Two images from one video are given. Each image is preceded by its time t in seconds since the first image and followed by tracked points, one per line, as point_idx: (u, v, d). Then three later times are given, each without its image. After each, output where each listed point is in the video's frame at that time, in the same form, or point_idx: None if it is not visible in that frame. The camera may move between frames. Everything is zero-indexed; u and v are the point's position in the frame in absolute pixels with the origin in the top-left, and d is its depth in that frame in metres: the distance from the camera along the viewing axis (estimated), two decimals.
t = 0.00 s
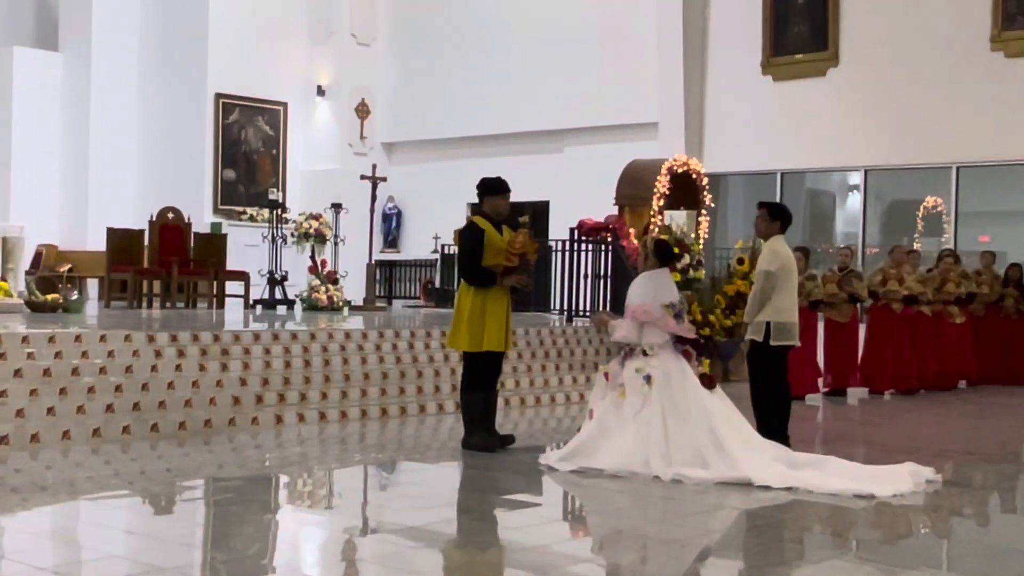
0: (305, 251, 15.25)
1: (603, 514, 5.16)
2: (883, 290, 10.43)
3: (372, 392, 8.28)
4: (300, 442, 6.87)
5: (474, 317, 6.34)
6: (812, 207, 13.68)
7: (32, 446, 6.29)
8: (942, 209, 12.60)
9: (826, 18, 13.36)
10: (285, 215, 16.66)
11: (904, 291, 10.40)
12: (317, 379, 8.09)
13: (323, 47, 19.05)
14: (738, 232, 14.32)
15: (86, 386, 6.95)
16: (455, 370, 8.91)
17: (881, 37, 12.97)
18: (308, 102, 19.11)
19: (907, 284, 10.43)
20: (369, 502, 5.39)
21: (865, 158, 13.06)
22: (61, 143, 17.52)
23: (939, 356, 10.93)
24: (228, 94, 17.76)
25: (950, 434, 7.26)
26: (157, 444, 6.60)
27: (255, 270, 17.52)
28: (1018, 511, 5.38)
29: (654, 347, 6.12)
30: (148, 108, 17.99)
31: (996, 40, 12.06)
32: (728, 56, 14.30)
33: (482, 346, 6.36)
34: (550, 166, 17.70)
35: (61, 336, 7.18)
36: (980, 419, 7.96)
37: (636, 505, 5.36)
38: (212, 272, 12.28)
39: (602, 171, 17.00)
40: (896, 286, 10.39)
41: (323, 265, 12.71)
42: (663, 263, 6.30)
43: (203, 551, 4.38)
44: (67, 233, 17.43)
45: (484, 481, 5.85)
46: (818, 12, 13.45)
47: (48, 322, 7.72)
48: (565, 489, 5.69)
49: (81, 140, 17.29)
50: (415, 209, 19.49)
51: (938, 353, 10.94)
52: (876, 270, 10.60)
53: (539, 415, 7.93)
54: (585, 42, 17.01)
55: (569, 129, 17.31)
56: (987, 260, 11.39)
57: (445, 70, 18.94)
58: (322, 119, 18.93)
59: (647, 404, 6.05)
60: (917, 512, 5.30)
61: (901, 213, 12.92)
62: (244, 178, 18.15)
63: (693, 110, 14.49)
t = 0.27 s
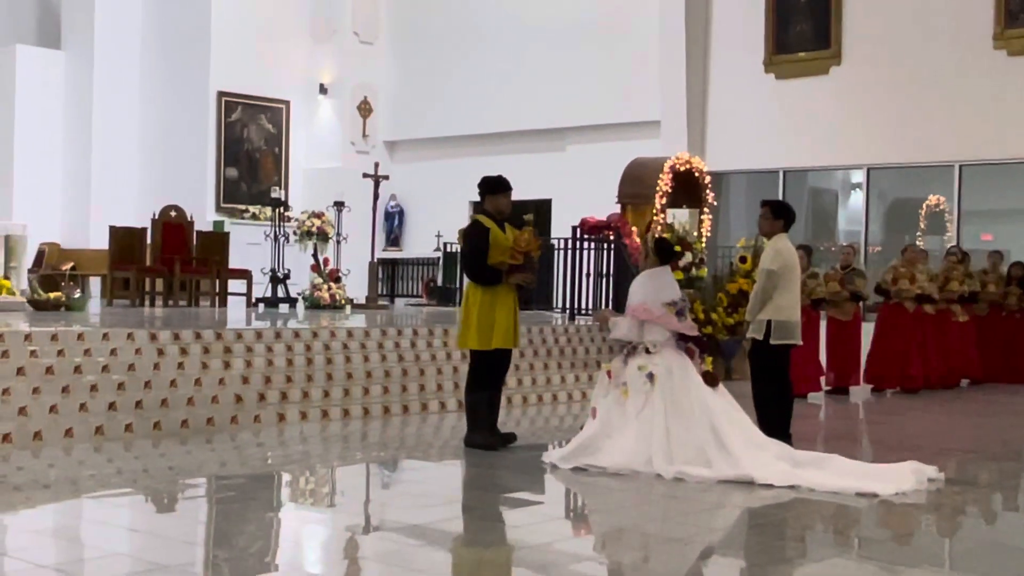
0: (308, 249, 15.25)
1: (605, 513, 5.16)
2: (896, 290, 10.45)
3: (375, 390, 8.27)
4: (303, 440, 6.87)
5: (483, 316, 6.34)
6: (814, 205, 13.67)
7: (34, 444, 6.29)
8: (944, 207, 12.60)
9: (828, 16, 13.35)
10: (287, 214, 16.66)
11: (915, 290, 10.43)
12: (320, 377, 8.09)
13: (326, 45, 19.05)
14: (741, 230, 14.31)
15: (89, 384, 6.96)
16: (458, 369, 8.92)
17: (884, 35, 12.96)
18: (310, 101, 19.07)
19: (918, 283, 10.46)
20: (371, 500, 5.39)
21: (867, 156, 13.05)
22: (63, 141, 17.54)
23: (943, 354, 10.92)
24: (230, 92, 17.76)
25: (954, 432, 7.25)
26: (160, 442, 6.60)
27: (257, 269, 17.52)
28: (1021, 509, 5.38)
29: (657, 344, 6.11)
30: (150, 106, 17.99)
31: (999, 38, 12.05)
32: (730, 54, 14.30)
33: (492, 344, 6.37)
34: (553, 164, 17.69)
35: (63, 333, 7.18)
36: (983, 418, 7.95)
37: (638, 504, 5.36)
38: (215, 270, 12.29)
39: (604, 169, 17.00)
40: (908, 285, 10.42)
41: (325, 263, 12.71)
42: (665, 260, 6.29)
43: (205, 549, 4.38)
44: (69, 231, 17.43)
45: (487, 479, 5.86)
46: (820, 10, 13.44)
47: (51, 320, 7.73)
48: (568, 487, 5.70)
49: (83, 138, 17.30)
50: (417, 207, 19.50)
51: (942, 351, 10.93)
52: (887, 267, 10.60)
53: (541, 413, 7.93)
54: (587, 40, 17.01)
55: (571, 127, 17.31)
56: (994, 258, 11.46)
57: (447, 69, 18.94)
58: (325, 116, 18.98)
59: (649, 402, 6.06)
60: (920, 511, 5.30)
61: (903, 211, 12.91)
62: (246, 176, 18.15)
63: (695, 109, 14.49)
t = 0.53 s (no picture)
0: (311, 245, 15.25)
1: (609, 509, 5.17)
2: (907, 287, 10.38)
3: (378, 386, 8.29)
4: (306, 437, 6.88)
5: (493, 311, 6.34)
6: (818, 201, 13.66)
7: (38, 440, 6.31)
8: (948, 203, 12.57)
9: (832, 12, 13.33)
10: (291, 210, 16.67)
11: (927, 287, 10.33)
12: (324, 373, 8.10)
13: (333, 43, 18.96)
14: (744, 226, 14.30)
15: (93, 380, 6.99)
16: (462, 365, 8.92)
17: (888, 31, 12.95)
18: (314, 96, 18.97)
19: (931, 279, 10.34)
20: (375, 496, 5.40)
21: (871, 152, 13.04)
22: (67, 137, 17.55)
23: (949, 351, 10.90)
24: (234, 88, 17.79)
25: (957, 428, 7.25)
26: (164, 438, 6.62)
27: (261, 265, 17.53)
28: None
29: (660, 339, 6.15)
30: (153, 102, 18.00)
31: (1003, 34, 12.03)
32: (734, 50, 14.28)
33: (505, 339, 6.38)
34: (556, 161, 17.70)
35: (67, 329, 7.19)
36: (987, 414, 7.95)
37: (642, 500, 5.37)
38: (218, 266, 12.30)
39: (608, 165, 17.01)
40: (920, 283, 10.32)
41: (329, 259, 12.71)
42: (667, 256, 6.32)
43: (209, 545, 4.38)
44: (73, 227, 17.45)
45: (490, 475, 5.86)
46: (824, 6, 13.42)
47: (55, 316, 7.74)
48: (572, 483, 5.71)
49: (87, 134, 17.31)
50: (420, 204, 19.52)
51: (948, 348, 10.91)
52: (900, 263, 10.50)
53: (544, 409, 7.93)
54: (590, 36, 17.01)
55: (574, 123, 17.32)
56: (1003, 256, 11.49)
57: (450, 65, 18.95)
58: (328, 113, 18.92)
59: (652, 397, 6.07)
60: (923, 508, 5.30)
61: (908, 206, 12.90)
62: (250, 172, 18.17)
63: (699, 105, 14.48)
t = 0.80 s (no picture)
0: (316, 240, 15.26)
1: (614, 504, 5.17)
2: (915, 282, 10.30)
3: (383, 380, 8.29)
4: (311, 431, 6.88)
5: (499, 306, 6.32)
6: (822, 196, 13.64)
7: (44, 434, 6.32)
8: (953, 197, 12.57)
9: (837, 6, 13.31)
10: (295, 204, 16.68)
11: (935, 282, 10.26)
12: (328, 368, 8.10)
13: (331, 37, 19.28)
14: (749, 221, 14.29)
15: (98, 375, 6.99)
16: (466, 360, 8.92)
17: (893, 25, 12.92)
18: (319, 92, 19.45)
19: (939, 274, 10.27)
20: (380, 491, 5.40)
21: (876, 148, 13.01)
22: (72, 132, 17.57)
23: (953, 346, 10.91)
24: (239, 83, 17.80)
25: (962, 423, 7.25)
26: (169, 432, 6.62)
27: (266, 260, 17.54)
28: None
29: (664, 332, 6.14)
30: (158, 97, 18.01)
31: (1009, 28, 12.01)
32: (739, 45, 14.26)
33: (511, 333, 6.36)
34: (560, 156, 17.70)
35: (72, 324, 7.20)
36: (993, 409, 7.93)
37: (646, 495, 5.37)
38: (223, 261, 12.30)
39: (612, 160, 17.00)
40: (928, 277, 10.26)
41: (333, 254, 12.72)
42: (672, 249, 6.31)
43: (214, 539, 4.39)
44: (78, 222, 17.46)
45: (495, 470, 5.86)
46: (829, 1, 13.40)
47: (60, 311, 7.74)
48: (576, 478, 5.71)
49: (92, 129, 17.32)
50: (425, 199, 19.53)
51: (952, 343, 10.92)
52: (907, 258, 10.44)
53: (549, 404, 7.92)
54: (595, 31, 16.99)
55: (579, 118, 17.31)
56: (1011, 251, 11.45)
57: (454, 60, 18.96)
58: (333, 108, 19.36)
59: (656, 390, 6.09)
60: (928, 503, 5.30)
61: (913, 202, 12.90)
62: (254, 167, 18.24)
63: (703, 99, 14.48)
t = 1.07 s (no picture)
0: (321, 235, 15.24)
1: (618, 499, 5.17)
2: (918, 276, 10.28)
3: (388, 375, 8.29)
4: (316, 426, 6.89)
5: (499, 297, 6.34)
6: (828, 190, 13.62)
7: (50, 429, 6.34)
8: (959, 192, 12.56)
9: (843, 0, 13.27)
10: (301, 200, 16.65)
11: (939, 276, 10.25)
12: (333, 362, 8.11)
13: (339, 30, 19.02)
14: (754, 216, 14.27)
15: (104, 369, 7.00)
16: (471, 354, 8.93)
17: (899, 19, 12.88)
18: (323, 86, 19.11)
19: (943, 268, 10.25)
20: (385, 485, 5.41)
21: (881, 142, 12.99)
22: (77, 127, 17.57)
23: (958, 340, 10.90)
24: (244, 78, 17.75)
25: (967, 418, 7.24)
26: (174, 427, 6.64)
27: (271, 255, 17.52)
28: None
29: (667, 325, 6.17)
30: (163, 92, 18.00)
31: (1016, 22, 11.96)
32: (745, 39, 14.22)
33: (511, 326, 6.35)
34: (565, 150, 17.66)
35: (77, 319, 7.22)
36: (998, 404, 7.92)
37: (650, 489, 5.38)
38: (228, 256, 12.31)
39: (617, 155, 16.98)
40: (932, 271, 10.23)
41: (338, 249, 12.71)
42: (678, 242, 6.31)
43: (219, 533, 4.40)
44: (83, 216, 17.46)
45: (500, 465, 5.87)
46: None
47: (65, 305, 7.76)
48: (581, 472, 5.72)
49: (97, 124, 17.32)
50: (430, 194, 19.51)
51: (957, 337, 10.91)
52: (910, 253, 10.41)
53: (554, 399, 7.92)
54: (601, 25, 16.95)
55: (584, 112, 17.28)
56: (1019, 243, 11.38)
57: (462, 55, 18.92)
58: (338, 102, 19.00)
59: (659, 383, 6.11)
60: (932, 498, 5.30)
61: (918, 196, 12.87)
62: (259, 162, 18.12)
63: (709, 94, 14.45)
